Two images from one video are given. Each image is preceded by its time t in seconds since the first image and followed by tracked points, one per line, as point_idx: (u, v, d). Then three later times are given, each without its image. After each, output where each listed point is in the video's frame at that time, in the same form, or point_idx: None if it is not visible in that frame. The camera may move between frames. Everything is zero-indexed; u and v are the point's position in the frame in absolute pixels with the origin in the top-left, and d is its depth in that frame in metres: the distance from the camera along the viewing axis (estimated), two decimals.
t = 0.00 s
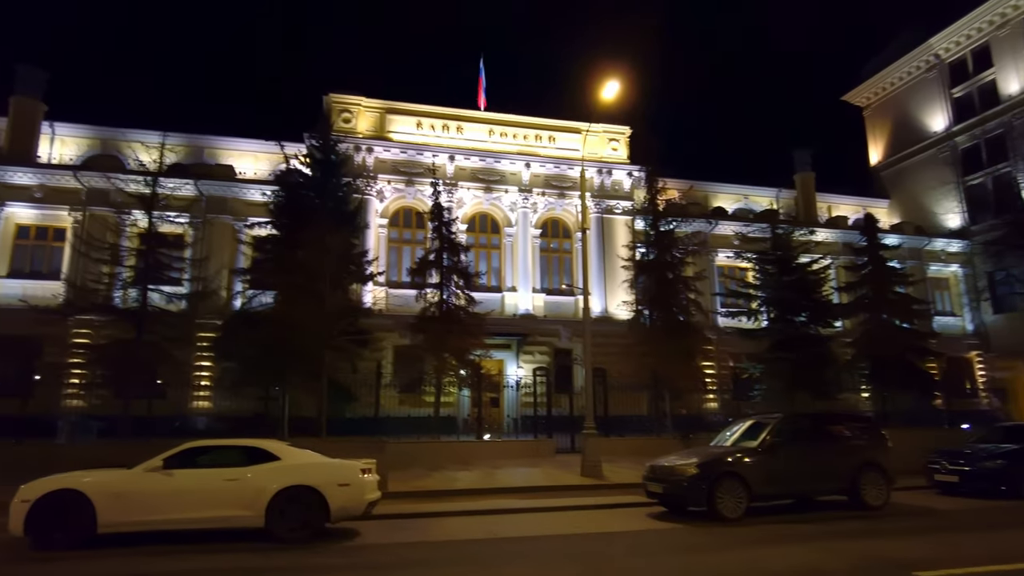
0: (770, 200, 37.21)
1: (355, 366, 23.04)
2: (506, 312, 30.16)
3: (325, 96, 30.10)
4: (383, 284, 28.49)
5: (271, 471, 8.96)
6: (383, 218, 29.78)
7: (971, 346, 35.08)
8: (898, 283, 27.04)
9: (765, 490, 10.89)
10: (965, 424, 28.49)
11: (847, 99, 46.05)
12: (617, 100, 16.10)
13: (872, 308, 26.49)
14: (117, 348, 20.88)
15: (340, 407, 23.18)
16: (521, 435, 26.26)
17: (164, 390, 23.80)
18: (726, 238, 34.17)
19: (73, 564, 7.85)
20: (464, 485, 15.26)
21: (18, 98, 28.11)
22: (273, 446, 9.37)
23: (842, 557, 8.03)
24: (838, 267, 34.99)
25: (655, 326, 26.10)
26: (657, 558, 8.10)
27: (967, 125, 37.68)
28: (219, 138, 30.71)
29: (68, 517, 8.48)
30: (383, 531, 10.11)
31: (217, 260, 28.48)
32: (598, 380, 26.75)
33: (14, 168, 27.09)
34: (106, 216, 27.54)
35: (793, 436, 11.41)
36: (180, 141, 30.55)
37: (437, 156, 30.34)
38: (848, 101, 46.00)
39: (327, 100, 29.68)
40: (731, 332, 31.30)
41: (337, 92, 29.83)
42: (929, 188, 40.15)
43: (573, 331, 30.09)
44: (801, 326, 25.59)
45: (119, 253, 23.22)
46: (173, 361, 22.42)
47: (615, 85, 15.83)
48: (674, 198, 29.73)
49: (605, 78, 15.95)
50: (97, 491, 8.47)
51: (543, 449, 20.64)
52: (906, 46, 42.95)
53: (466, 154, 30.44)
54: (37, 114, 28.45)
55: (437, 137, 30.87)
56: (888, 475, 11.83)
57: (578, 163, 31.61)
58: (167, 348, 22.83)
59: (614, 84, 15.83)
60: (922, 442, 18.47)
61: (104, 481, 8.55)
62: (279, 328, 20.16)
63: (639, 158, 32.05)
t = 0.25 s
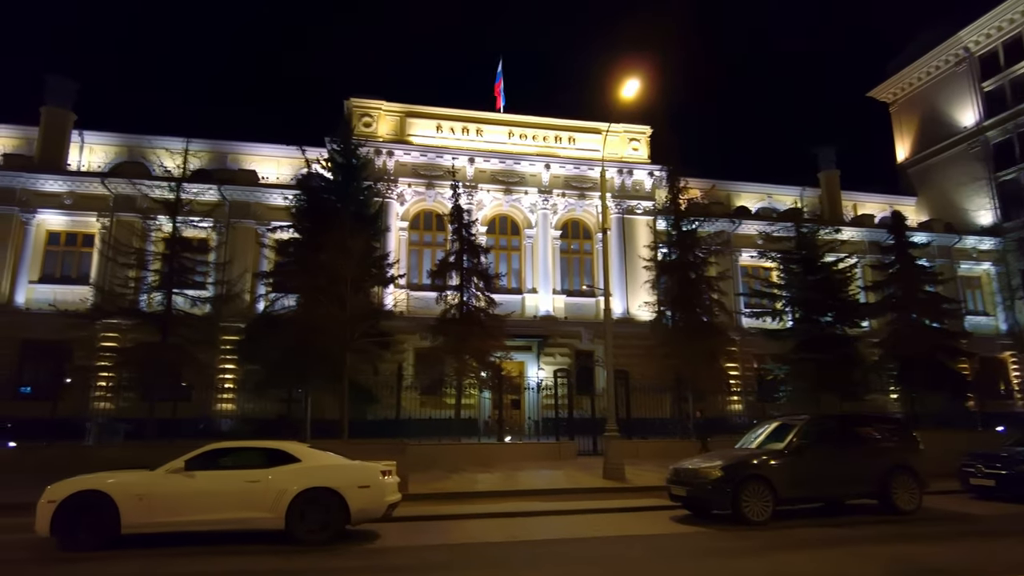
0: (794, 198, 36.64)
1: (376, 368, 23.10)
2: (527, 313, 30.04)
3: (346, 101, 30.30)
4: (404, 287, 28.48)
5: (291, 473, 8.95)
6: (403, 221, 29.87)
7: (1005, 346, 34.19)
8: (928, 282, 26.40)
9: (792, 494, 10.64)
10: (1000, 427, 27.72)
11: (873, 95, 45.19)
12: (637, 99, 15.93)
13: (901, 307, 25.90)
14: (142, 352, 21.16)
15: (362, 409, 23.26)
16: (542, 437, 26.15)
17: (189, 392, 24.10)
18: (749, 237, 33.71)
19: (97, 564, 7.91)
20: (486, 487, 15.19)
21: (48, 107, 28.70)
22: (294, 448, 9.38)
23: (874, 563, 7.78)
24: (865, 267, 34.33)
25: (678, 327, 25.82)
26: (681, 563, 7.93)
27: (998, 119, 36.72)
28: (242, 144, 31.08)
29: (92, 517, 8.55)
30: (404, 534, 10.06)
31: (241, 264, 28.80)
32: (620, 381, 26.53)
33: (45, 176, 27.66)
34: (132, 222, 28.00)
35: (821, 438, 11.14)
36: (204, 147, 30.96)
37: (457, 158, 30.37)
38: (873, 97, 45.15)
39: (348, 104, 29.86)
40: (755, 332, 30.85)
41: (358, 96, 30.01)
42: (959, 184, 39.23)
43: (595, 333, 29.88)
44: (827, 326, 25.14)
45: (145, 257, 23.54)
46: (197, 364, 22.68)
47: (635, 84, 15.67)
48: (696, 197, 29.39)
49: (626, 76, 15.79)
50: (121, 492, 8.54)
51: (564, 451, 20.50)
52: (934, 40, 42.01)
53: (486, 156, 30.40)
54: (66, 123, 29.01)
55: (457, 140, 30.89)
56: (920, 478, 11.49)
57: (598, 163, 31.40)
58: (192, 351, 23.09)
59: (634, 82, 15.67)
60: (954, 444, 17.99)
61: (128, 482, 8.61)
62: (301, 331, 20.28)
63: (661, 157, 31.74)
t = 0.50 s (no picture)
0: (810, 197, 36.21)
1: (390, 368, 23.11)
2: (540, 314, 29.89)
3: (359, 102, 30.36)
4: (417, 287, 28.43)
5: (305, 473, 8.91)
6: (417, 222, 29.86)
7: None
8: (948, 280, 25.96)
9: (812, 496, 10.44)
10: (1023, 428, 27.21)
11: (891, 92, 44.58)
12: (652, 96, 15.77)
13: (920, 306, 25.49)
14: (158, 352, 21.28)
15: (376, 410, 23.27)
16: (556, 437, 26.04)
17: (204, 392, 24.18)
18: (765, 236, 33.37)
19: (111, 564, 7.91)
20: (499, 488, 15.10)
21: (67, 111, 28.99)
22: (308, 448, 9.35)
23: (898, 567, 7.60)
24: (883, 265, 33.86)
25: (693, 327, 25.60)
26: (699, 566, 7.78)
27: (1020, 115, 36.07)
28: (257, 145, 31.23)
29: (106, 517, 8.56)
30: (417, 535, 9.99)
31: (256, 264, 28.95)
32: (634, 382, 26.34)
33: (63, 179, 27.94)
34: (148, 224, 28.24)
35: (840, 439, 10.94)
36: (219, 149, 31.16)
37: (469, 159, 30.33)
38: (891, 94, 44.53)
39: (361, 105, 29.91)
40: (772, 332, 30.51)
41: (372, 97, 30.06)
42: (979, 182, 38.62)
43: (609, 333, 29.69)
44: (844, 326, 24.81)
45: (160, 259, 23.69)
46: (213, 365, 22.77)
47: (650, 81, 15.50)
48: (711, 196, 29.11)
49: (640, 74, 15.63)
50: (135, 492, 8.53)
51: (578, 452, 20.36)
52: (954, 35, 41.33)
53: (499, 156, 30.32)
54: (84, 126, 29.29)
55: (470, 140, 30.84)
56: (945, 481, 11.24)
57: (612, 162, 31.22)
58: (207, 351, 23.20)
59: (649, 79, 15.51)
60: (977, 446, 17.65)
61: (142, 483, 8.61)
62: (315, 331, 20.32)
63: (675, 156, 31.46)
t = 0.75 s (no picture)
0: (819, 196, 35.93)
1: (396, 368, 23.04)
2: (548, 313, 29.76)
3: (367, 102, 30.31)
4: (424, 287, 28.32)
5: (312, 474, 8.83)
6: (424, 222, 29.81)
7: None
8: (961, 280, 25.65)
9: (826, 497, 10.28)
10: None
11: (901, 89, 44.19)
12: (661, 94, 15.62)
13: (933, 306, 25.18)
14: (166, 352, 21.29)
15: (383, 410, 23.20)
16: (563, 438, 25.91)
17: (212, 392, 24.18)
18: (774, 236, 33.14)
19: (118, 565, 7.85)
20: (507, 489, 15.00)
21: (76, 112, 29.07)
22: (315, 449, 9.27)
23: (916, 571, 7.45)
24: (894, 265, 33.55)
25: (701, 327, 25.41)
26: (712, 569, 7.65)
27: None
28: (264, 146, 31.25)
29: (113, 517, 8.51)
30: (425, 536, 9.90)
31: (263, 264, 28.96)
32: (642, 382, 26.17)
33: (72, 179, 28.01)
34: (156, 224, 28.29)
35: (854, 440, 10.78)
36: (227, 150, 31.20)
37: (477, 159, 30.24)
38: (901, 92, 44.15)
39: (368, 105, 29.86)
40: (781, 332, 30.25)
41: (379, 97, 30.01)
42: (991, 180, 38.22)
43: (616, 333, 29.54)
44: (855, 326, 24.54)
45: (168, 259, 23.70)
46: (220, 365, 22.77)
47: (659, 78, 15.36)
48: (720, 195, 28.89)
49: (649, 71, 15.49)
50: (142, 493, 8.48)
51: (586, 452, 20.22)
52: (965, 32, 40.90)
53: (506, 156, 30.22)
54: (93, 127, 29.37)
55: (477, 139, 30.75)
56: (960, 483, 11.06)
57: (619, 162, 31.06)
58: (215, 351, 23.20)
59: (658, 77, 15.36)
60: (993, 447, 17.41)
61: (148, 483, 8.56)
62: (322, 331, 20.26)
63: (683, 154, 31.26)
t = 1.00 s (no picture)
0: (822, 195, 35.80)
1: (399, 368, 22.99)
2: (550, 313, 29.68)
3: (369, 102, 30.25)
4: (427, 287, 28.24)
5: (314, 475, 8.76)
6: (426, 221, 29.76)
7: None
8: (965, 279, 25.51)
9: (832, 499, 10.19)
10: None
11: (904, 89, 44.02)
12: (665, 92, 15.53)
13: (937, 305, 25.05)
14: (168, 353, 21.25)
15: (386, 411, 23.16)
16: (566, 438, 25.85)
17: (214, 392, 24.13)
18: (777, 235, 33.03)
19: (120, 566, 7.80)
20: (511, 490, 14.92)
21: (78, 112, 29.05)
22: (318, 449, 9.20)
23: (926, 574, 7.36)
24: (897, 264, 33.41)
25: (705, 327, 25.31)
26: (719, 571, 7.57)
27: None
28: (267, 146, 31.21)
29: (114, 519, 8.46)
30: (428, 538, 9.82)
31: (266, 264, 28.92)
32: (645, 382, 26.09)
33: (75, 180, 27.99)
34: (158, 224, 28.26)
35: (861, 441, 10.69)
36: (229, 150, 31.17)
37: (479, 158, 30.17)
38: (904, 91, 43.98)
39: (370, 105, 29.81)
40: (785, 332, 30.15)
41: (381, 97, 29.95)
42: (995, 179, 38.06)
43: (619, 333, 29.46)
44: (859, 326, 24.41)
45: (171, 259, 23.67)
46: (222, 365, 22.72)
47: (663, 77, 15.28)
48: (724, 194, 28.78)
49: (652, 70, 15.41)
50: (144, 494, 8.42)
51: (589, 453, 20.14)
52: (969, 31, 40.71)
53: (509, 155, 30.14)
54: (96, 127, 29.34)
55: (479, 139, 30.68)
56: (968, 484, 10.95)
57: (622, 161, 30.97)
58: (217, 351, 23.15)
59: (662, 76, 15.27)
60: (1000, 447, 17.29)
61: (150, 484, 8.50)
62: (325, 331, 20.21)
63: (686, 154, 31.16)
